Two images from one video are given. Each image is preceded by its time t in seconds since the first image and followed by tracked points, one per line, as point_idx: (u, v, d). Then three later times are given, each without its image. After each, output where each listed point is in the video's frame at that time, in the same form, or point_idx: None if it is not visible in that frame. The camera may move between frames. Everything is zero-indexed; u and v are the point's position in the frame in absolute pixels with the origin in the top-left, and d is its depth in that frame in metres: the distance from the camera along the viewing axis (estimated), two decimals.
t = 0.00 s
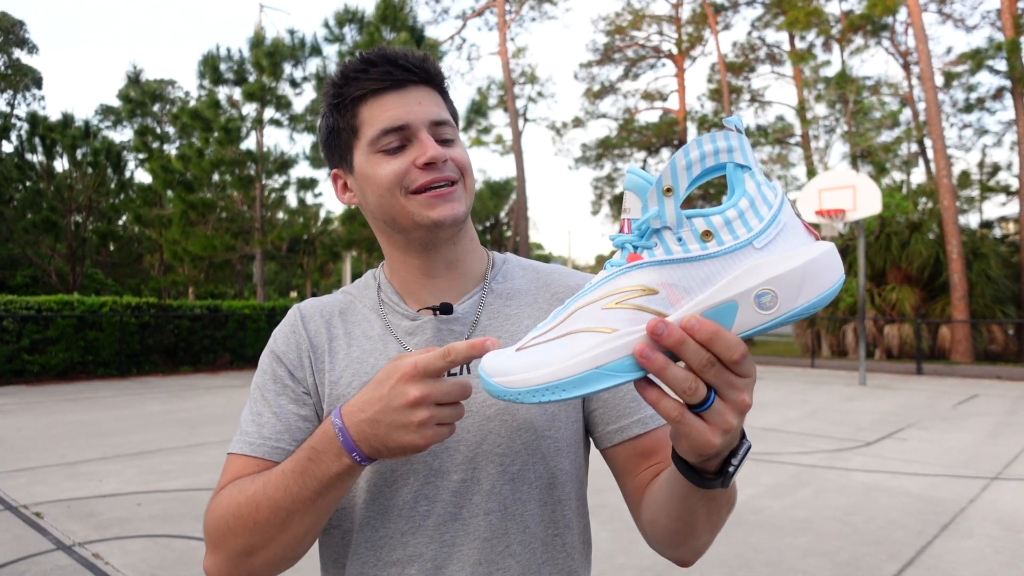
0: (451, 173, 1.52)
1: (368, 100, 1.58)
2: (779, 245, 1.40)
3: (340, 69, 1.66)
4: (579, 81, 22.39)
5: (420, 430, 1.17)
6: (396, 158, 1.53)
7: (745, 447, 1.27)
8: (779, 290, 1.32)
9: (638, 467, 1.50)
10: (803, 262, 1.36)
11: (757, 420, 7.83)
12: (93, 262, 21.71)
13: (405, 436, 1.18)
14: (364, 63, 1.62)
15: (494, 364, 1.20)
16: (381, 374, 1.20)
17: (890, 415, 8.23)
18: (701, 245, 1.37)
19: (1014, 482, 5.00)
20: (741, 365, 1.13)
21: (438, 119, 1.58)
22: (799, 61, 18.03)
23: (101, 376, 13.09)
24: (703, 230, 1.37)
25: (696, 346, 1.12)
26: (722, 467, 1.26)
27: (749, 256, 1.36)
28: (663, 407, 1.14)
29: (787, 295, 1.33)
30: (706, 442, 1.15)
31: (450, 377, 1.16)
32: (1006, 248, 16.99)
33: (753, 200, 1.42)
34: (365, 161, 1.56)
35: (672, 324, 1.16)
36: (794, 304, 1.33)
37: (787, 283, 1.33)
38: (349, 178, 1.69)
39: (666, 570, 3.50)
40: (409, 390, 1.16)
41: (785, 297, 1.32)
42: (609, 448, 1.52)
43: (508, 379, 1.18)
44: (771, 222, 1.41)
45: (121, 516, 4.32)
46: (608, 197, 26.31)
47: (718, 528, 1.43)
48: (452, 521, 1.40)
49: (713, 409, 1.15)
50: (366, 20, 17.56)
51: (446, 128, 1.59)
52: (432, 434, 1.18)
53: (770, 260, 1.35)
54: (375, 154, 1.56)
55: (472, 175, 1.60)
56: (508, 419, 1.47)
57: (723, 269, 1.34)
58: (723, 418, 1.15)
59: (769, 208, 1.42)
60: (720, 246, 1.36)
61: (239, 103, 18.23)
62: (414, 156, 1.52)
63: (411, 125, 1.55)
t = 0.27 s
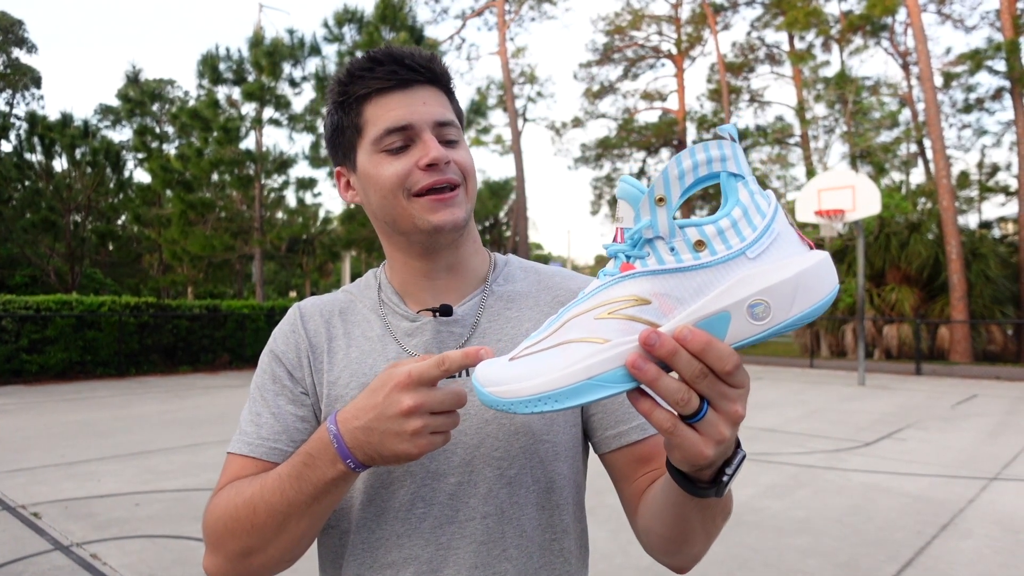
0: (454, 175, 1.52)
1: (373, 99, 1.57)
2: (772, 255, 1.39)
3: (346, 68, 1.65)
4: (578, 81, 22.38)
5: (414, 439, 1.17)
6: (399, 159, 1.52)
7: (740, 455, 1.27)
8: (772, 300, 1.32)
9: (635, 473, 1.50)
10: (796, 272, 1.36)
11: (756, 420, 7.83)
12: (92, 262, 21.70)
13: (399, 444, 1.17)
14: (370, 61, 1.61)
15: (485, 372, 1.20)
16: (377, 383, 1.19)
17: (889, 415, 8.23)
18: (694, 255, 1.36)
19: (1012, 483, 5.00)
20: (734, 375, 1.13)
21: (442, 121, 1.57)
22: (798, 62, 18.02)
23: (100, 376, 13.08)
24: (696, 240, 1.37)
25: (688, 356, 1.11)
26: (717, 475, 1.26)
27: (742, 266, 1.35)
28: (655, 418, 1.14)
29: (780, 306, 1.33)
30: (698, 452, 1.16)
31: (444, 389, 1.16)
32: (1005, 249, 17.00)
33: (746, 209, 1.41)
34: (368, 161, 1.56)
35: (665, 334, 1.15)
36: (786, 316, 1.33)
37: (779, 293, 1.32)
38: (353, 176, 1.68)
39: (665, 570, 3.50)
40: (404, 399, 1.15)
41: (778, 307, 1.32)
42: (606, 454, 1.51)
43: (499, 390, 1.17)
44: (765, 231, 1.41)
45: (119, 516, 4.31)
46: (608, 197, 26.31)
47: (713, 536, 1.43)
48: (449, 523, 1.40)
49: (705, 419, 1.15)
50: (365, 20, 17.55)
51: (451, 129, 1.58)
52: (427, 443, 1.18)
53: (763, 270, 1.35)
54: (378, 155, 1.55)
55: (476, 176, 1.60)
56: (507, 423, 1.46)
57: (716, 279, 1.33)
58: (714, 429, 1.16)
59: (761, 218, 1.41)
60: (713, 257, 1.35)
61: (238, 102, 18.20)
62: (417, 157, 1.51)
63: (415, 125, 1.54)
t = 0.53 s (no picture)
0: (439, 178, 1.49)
1: (369, 100, 1.58)
2: (763, 275, 1.35)
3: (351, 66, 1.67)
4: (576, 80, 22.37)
5: (382, 453, 1.11)
6: (388, 160, 1.52)
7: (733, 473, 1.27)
8: (767, 321, 1.28)
9: (627, 480, 1.49)
10: (790, 292, 1.32)
11: (755, 419, 7.82)
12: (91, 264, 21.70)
13: (367, 459, 1.12)
14: (370, 60, 1.61)
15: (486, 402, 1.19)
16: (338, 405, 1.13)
17: (888, 413, 8.22)
18: (687, 276, 1.32)
19: (1012, 481, 4.98)
20: (732, 398, 1.12)
21: (434, 123, 1.54)
22: (795, 60, 18.02)
23: (99, 378, 13.07)
24: (689, 262, 1.33)
25: (684, 380, 1.10)
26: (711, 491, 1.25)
27: (736, 287, 1.31)
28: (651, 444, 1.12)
29: (775, 326, 1.28)
30: (693, 474, 1.15)
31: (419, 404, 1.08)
32: (1004, 247, 17.00)
33: (737, 231, 1.37)
34: (362, 160, 1.57)
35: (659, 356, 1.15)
36: (784, 333, 1.29)
37: (774, 312, 1.28)
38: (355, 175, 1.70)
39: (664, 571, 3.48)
40: (368, 415, 1.09)
41: (775, 327, 1.28)
42: (600, 461, 1.52)
43: (499, 419, 1.16)
44: (757, 251, 1.37)
45: (118, 519, 4.30)
46: (606, 196, 26.31)
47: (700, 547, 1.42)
48: (445, 527, 1.40)
49: (704, 443, 1.14)
50: (363, 21, 17.56)
51: (443, 132, 1.55)
52: (397, 457, 1.12)
53: (756, 292, 1.31)
54: (370, 155, 1.55)
55: (469, 178, 1.55)
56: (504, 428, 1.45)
57: (710, 300, 1.29)
58: (710, 450, 1.15)
59: (753, 237, 1.38)
60: (706, 279, 1.31)
61: (236, 104, 18.17)
62: (404, 158, 1.50)
63: (405, 126, 1.53)
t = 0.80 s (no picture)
0: (407, 185, 1.49)
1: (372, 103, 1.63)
2: (887, 323, 1.35)
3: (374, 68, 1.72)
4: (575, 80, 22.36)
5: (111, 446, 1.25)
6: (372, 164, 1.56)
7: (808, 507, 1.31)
8: (891, 368, 1.28)
9: (627, 499, 1.52)
10: (913, 342, 1.33)
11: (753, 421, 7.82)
12: (89, 263, 21.66)
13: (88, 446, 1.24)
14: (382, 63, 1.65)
15: (611, 438, 1.24)
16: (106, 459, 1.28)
17: (886, 415, 8.23)
18: (816, 323, 1.31)
19: (1009, 483, 4.99)
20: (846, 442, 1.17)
21: (422, 129, 1.53)
22: (794, 62, 18.03)
23: (96, 377, 13.03)
24: (819, 309, 1.31)
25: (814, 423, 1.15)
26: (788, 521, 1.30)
27: (859, 334, 1.31)
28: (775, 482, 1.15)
29: (898, 373, 1.29)
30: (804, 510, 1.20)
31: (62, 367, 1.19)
32: (1001, 248, 17.02)
33: (862, 280, 1.36)
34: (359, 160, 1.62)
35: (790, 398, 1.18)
36: (903, 380, 1.30)
37: (897, 361, 1.29)
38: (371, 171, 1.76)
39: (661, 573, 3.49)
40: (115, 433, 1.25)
41: (896, 374, 1.29)
42: (595, 479, 1.54)
43: (622, 452, 1.22)
44: (877, 300, 1.37)
45: (115, 519, 4.29)
46: (605, 197, 26.32)
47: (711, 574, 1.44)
48: (438, 536, 1.41)
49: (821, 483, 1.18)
50: (362, 20, 17.55)
51: (430, 138, 1.53)
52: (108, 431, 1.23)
53: (882, 340, 1.31)
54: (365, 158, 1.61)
55: (449, 187, 1.51)
56: (498, 438, 1.42)
57: (838, 346, 1.29)
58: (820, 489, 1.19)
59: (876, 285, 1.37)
60: (836, 326, 1.30)
61: (234, 103, 18.14)
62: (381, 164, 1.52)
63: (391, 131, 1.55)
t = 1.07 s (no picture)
0: (423, 192, 1.48)
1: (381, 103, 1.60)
2: (897, 324, 1.34)
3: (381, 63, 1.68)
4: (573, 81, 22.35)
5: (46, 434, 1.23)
6: (384, 169, 1.55)
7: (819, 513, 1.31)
8: (902, 370, 1.28)
9: (631, 505, 1.52)
10: (924, 341, 1.32)
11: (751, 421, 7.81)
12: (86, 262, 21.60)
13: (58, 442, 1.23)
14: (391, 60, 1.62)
15: (619, 445, 1.23)
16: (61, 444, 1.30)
17: (883, 416, 8.24)
18: (828, 325, 1.29)
19: (1006, 484, 4.99)
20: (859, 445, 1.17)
21: (435, 132, 1.52)
22: (792, 62, 18.04)
23: (92, 377, 13.00)
24: (830, 310, 1.30)
25: (825, 425, 1.14)
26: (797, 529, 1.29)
27: (870, 336, 1.30)
28: (784, 485, 1.15)
29: (908, 375, 1.29)
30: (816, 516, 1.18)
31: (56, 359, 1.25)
32: (998, 249, 17.06)
33: (871, 279, 1.34)
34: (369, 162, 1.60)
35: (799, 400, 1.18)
36: (914, 383, 1.29)
37: (907, 364, 1.29)
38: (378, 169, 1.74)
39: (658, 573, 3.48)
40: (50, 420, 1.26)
41: (907, 377, 1.29)
42: (599, 484, 1.54)
43: (628, 457, 1.21)
44: (888, 300, 1.36)
45: (109, 520, 4.27)
46: (602, 197, 26.32)
47: None
48: (439, 543, 1.41)
49: (834, 488, 1.17)
50: (360, 20, 17.53)
51: (445, 142, 1.52)
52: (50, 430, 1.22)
53: (892, 340, 1.31)
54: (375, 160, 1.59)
55: (464, 193, 1.51)
56: (503, 444, 1.42)
57: (848, 348, 1.28)
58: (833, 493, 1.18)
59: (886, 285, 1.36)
60: (846, 327, 1.29)
61: (232, 102, 18.09)
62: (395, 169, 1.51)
63: (404, 135, 1.53)
